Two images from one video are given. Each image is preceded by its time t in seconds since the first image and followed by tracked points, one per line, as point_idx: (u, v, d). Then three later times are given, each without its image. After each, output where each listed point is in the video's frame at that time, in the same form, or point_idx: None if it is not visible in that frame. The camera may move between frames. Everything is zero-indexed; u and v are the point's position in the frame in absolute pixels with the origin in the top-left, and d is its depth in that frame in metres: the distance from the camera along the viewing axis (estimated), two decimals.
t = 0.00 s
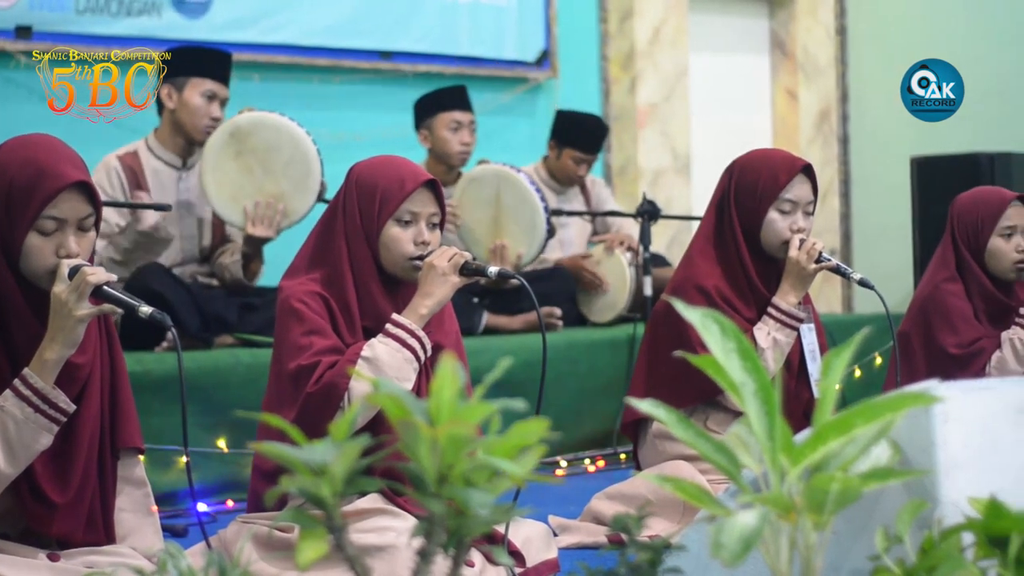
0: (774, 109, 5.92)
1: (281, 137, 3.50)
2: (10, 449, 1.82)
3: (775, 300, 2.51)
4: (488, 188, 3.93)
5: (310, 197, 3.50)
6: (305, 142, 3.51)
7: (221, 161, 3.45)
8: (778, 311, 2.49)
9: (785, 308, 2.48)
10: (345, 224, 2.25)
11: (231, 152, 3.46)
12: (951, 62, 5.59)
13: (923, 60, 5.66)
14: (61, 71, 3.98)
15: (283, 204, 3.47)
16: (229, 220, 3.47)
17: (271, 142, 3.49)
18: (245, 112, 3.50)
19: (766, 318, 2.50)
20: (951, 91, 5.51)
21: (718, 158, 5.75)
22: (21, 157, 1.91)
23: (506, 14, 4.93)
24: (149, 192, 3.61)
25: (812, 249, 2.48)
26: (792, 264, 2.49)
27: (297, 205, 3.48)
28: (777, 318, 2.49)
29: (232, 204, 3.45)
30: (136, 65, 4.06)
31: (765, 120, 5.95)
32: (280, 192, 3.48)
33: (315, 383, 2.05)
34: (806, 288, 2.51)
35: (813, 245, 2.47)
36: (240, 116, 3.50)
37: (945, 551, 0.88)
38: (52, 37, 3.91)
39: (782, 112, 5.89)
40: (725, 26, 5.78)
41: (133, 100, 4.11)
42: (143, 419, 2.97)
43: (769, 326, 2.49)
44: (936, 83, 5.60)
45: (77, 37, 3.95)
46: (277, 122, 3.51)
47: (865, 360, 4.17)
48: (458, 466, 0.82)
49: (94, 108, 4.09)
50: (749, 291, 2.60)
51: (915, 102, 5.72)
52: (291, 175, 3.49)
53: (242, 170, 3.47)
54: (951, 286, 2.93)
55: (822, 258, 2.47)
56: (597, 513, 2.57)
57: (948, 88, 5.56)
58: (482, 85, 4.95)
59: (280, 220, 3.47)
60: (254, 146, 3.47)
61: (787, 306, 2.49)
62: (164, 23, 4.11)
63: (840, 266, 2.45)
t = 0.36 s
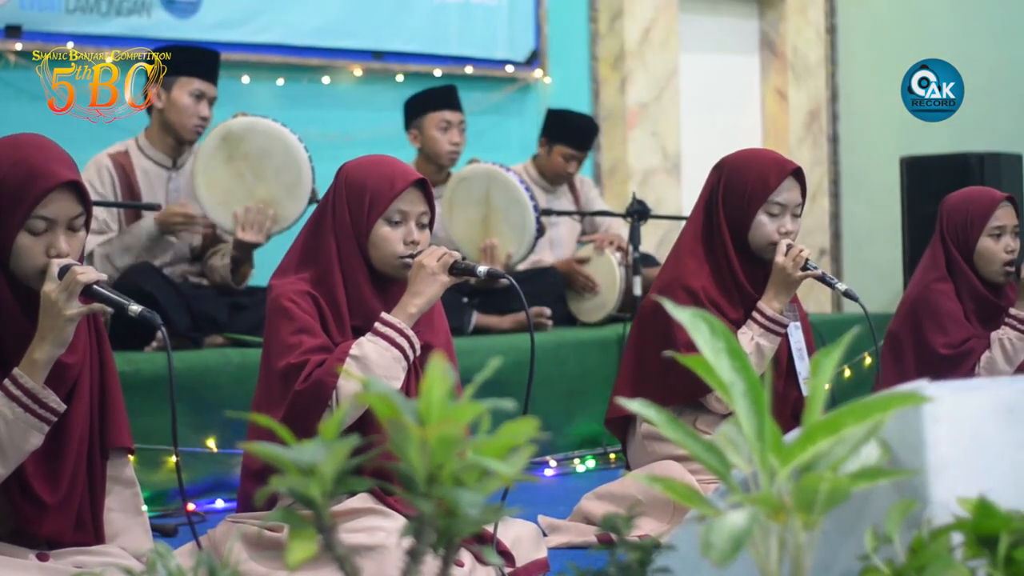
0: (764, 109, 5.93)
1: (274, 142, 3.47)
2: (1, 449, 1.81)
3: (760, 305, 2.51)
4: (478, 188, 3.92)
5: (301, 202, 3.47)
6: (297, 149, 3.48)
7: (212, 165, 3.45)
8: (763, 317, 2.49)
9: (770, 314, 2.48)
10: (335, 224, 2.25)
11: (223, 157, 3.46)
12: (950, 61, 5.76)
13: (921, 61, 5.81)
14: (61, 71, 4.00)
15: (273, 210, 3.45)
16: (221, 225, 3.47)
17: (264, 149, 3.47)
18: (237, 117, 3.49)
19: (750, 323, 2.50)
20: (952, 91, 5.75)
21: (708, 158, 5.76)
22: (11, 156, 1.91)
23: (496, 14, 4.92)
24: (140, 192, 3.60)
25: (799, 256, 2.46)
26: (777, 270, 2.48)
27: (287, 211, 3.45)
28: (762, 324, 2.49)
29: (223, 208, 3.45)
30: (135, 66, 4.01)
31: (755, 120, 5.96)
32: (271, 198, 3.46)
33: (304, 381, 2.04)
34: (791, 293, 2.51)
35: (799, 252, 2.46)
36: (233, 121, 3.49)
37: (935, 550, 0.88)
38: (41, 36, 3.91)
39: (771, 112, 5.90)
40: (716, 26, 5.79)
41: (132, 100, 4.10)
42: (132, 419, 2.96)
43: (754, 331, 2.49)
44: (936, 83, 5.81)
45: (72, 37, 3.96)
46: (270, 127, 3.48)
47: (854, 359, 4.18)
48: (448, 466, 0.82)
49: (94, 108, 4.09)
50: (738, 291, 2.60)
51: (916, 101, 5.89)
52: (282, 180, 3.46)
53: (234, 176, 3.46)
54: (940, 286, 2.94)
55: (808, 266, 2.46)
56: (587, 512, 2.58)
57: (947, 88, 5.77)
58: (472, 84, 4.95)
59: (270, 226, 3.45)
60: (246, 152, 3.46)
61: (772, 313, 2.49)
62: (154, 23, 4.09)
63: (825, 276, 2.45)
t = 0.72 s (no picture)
0: (753, 110, 5.94)
1: (261, 136, 3.48)
2: None
3: (744, 309, 2.50)
4: (467, 187, 3.93)
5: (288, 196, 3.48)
6: (284, 143, 3.50)
7: (198, 161, 3.43)
8: (746, 322, 2.49)
9: (753, 319, 2.48)
10: (326, 225, 2.24)
11: (209, 152, 3.44)
12: (951, 61, 5.59)
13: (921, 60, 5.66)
14: (60, 71, 4.00)
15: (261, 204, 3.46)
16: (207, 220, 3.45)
17: (251, 143, 3.47)
18: (223, 112, 3.47)
19: (734, 327, 2.50)
20: (951, 91, 5.56)
21: (697, 158, 5.76)
22: None
23: (485, 14, 4.92)
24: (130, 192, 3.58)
25: (783, 261, 2.47)
26: (761, 274, 2.49)
27: (275, 204, 3.46)
28: (746, 328, 2.48)
29: (209, 204, 3.44)
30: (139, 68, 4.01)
31: (744, 121, 5.96)
32: (258, 192, 3.47)
33: (294, 380, 2.04)
34: (774, 298, 2.52)
35: (783, 258, 2.46)
36: (218, 116, 3.48)
37: (924, 550, 0.88)
38: (29, 37, 3.89)
39: (760, 113, 5.91)
40: (705, 26, 5.79)
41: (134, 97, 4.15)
42: (121, 420, 2.96)
43: (737, 335, 2.49)
44: (936, 83, 5.63)
45: (66, 37, 3.95)
46: (256, 122, 3.49)
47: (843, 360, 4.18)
48: (437, 466, 0.82)
49: (94, 108, 4.10)
50: (726, 291, 2.61)
51: (916, 101, 5.74)
52: (269, 174, 3.47)
53: (221, 171, 3.45)
54: (930, 285, 2.95)
55: (792, 271, 2.47)
56: (576, 512, 2.58)
57: (947, 88, 5.59)
58: (461, 85, 4.95)
59: (259, 219, 3.46)
60: (232, 147, 3.45)
61: (756, 317, 2.49)
62: (143, 23, 4.08)
63: (809, 281, 2.45)
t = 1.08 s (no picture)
0: (743, 110, 5.95)
1: (259, 144, 3.48)
2: None
3: (737, 307, 2.51)
4: (452, 185, 3.92)
5: (282, 206, 3.48)
6: (281, 154, 3.50)
7: (195, 165, 3.42)
8: (740, 319, 2.50)
9: (747, 316, 2.49)
10: (316, 226, 2.24)
11: (206, 156, 3.43)
12: (951, 62, 5.55)
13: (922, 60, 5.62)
14: (60, 71, 4.01)
15: (254, 211, 3.44)
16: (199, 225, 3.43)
17: (248, 150, 3.47)
18: (224, 118, 3.49)
19: (727, 324, 2.50)
20: (951, 92, 5.54)
21: (687, 159, 5.76)
22: None
23: (475, 14, 4.91)
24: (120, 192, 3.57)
25: (776, 259, 2.47)
26: (755, 272, 2.49)
27: (268, 213, 3.45)
28: (739, 326, 2.49)
29: (203, 208, 3.42)
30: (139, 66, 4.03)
31: (734, 121, 5.96)
32: (252, 200, 3.46)
33: (284, 387, 2.04)
34: (767, 295, 2.52)
35: (777, 256, 2.47)
36: (218, 121, 3.48)
37: (913, 550, 0.88)
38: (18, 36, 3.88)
39: (750, 113, 5.92)
40: (695, 26, 5.80)
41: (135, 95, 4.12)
42: (110, 420, 2.95)
43: (730, 333, 2.49)
44: (936, 83, 5.62)
45: (57, 37, 3.94)
46: (255, 130, 3.49)
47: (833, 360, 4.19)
48: (427, 466, 0.82)
49: (94, 108, 4.10)
50: (716, 292, 2.61)
51: (916, 101, 5.72)
52: (264, 183, 3.47)
53: (216, 176, 3.44)
54: (919, 285, 2.95)
55: (785, 268, 2.47)
56: (566, 513, 2.58)
57: (947, 88, 5.58)
58: (451, 85, 4.95)
59: (251, 228, 3.43)
60: (229, 153, 3.45)
61: (749, 314, 2.49)
62: (132, 23, 4.07)
63: (802, 278, 2.45)
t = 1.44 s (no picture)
0: (732, 110, 5.95)
1: (246, 140, 3.47)
2: None
3: (730, 304, 2.52)
4: (446, 186, 3.91)
5: (272, 200, 3.48)
6: (268, 147, 3.50)
7: (182, 164, 3.41)
8: (733, 316, 2.50)
9: (739, 313, 2.49)
10: (304, 226, 2.24)
11: (193, 154, 3.42)
12: (950, 62, 5.65)
13: (922, 61, 5.71)
14: (61, 71, 4.01)
15: (244, 207, 3.44)
16: (191, 224, 3.43)
17: (235, 146, 3.47)
18: (209, 115, 3.48)
19: (720, 322, 2.51)
20: (951, 91, 5.64)
21: (677, 159, 5.77)
22: None
23: (463, 14, 4.92)
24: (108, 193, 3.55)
25: (770, 256, 2.48)
26: (748, 270, 2.50)
27: (259, 208, 3.45)
28: (731, 323, 2.50)
29: (194, 207, 3.42)
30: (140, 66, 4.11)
31: (723, 121, 5.97)
32: (242, 195, 3.46)
33: (271, 388, 2.03)
34: (761, 293, 2.53)
35: (770, 253, 2.47)
36: (203, 119, 3.47)
37: (901, 551, 0.89)
38: (7, 37, 3.87)
39: (739, 113, 5.92)
40: (683, 27, 5.80)
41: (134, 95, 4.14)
42: (98, 420, 2.93)
43: (723, 330, 2.50)
44: (936, 83, 5.72)
45: (46, 37, 3.93)
46: (242, 126, 3.49)
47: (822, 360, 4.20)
48: (415, 467, 0.82)
49: (95, 108, 4.10)
50: (705, 292, 2.61)
51: (916, 101, 5.81)
52: (253, 179, 3.47)
53: (204, 173, 3.43)
54: (906, 286, 2.96)
55: (779, 266, 2.47)
56: (554, 513, 2.58)
57: (947, 88, 5.68)
58: (440, 85, 4.94)
59: (242, 224, 3.43)
60: (217, 150, 3.44)
61: (742, 311, 2.50)
62: (121, 23, 4.07)
63: (795, 275, 2.45)
